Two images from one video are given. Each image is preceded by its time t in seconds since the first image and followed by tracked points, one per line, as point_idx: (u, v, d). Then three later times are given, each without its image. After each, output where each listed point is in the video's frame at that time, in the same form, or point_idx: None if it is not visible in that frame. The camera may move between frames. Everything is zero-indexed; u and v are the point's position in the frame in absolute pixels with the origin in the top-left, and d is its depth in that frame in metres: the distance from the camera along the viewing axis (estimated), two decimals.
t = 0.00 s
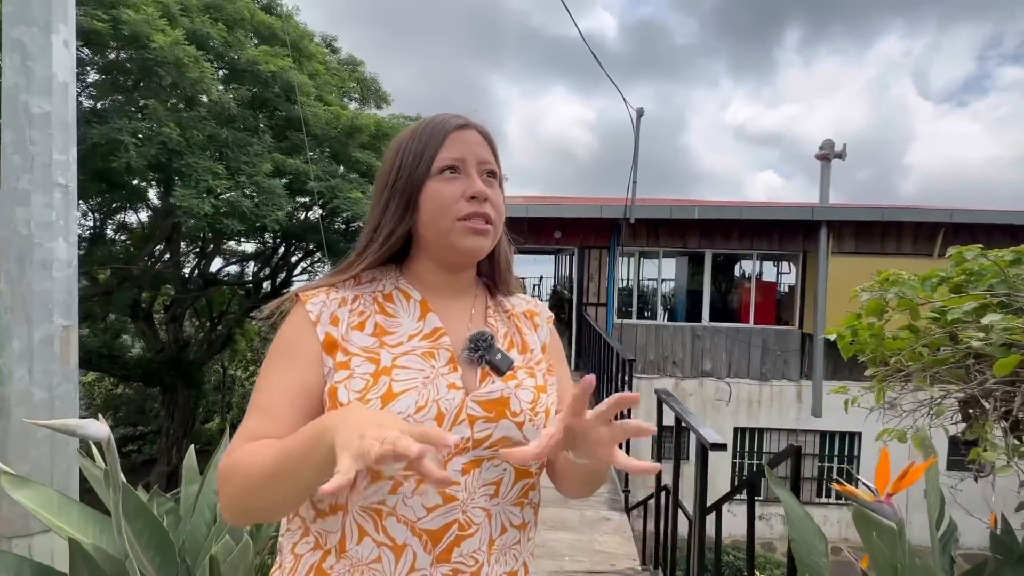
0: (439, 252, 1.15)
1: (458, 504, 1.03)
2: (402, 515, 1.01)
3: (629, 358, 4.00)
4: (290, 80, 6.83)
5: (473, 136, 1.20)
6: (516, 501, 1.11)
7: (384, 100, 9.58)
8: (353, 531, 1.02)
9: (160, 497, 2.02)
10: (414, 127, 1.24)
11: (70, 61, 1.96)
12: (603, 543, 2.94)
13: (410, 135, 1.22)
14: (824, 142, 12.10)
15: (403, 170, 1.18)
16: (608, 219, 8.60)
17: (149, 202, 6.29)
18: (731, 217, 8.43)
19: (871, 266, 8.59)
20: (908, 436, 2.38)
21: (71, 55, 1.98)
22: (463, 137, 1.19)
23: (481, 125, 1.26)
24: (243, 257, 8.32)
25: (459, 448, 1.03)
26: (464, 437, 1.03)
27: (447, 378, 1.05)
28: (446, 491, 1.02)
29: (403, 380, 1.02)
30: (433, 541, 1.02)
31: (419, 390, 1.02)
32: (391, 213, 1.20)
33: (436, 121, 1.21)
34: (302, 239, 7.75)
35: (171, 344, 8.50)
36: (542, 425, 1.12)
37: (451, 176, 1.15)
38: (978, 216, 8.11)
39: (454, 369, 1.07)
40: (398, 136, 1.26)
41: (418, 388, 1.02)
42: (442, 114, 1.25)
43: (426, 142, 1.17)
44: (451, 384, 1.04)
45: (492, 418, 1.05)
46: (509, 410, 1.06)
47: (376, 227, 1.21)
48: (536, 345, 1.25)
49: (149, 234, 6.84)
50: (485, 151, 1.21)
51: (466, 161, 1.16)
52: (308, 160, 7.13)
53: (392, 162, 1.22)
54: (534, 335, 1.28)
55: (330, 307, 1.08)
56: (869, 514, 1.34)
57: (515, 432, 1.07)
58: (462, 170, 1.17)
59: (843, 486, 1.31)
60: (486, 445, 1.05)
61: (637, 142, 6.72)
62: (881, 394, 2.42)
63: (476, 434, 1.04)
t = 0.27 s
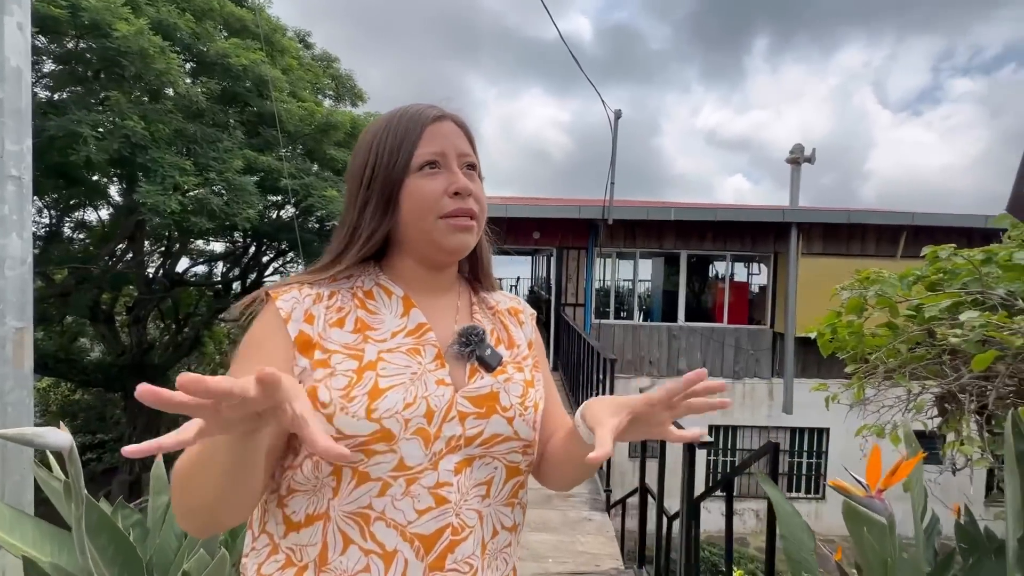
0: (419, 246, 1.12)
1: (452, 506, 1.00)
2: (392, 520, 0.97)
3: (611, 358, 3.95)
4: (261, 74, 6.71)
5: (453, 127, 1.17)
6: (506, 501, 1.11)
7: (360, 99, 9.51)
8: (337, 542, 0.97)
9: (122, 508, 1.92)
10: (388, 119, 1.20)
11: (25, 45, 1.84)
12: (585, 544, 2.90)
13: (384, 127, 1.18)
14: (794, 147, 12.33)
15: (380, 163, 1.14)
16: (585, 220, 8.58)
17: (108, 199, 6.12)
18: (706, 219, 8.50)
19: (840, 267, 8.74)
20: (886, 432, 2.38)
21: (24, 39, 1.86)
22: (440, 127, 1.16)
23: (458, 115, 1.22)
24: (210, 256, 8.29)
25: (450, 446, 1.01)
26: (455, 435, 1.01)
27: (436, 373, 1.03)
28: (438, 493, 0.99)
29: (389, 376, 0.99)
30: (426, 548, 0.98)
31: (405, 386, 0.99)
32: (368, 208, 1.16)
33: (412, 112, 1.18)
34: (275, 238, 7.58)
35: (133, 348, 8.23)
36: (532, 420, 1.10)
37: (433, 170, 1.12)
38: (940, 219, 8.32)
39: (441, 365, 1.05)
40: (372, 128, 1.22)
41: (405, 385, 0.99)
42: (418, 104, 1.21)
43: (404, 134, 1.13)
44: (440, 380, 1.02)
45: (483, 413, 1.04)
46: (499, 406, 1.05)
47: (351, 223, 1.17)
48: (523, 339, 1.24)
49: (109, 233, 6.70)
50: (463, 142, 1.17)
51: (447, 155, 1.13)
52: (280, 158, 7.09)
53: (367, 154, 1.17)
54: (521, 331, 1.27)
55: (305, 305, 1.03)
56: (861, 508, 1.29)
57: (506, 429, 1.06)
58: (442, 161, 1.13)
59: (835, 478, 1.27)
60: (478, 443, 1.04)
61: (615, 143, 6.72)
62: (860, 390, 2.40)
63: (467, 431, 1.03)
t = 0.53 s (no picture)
0: (425, 259, 1.12)
1: (470, 514, 1.04)
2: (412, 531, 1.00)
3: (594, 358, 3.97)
4: (234, 68, 6.79)
5: (446, 131, 1.16)
6: (519, 504, 1.15)
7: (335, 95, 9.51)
8: (354, 557, 0.99)
9: (101, 520, 1.89)
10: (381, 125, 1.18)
11: None
12: (571, 544, 2.91)
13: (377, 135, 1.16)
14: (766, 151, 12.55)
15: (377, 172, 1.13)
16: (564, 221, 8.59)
17: (70, 196, 5.99)
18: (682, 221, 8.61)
19: (810, 269, 8.91)
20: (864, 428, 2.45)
21: None
22: (436, 132, 1.15)
23: (452, 118, 1.22)
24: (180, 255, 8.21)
25: (465, 454, 1.04)
26: (469, 443, 1.05)
27: (447, 383, 1.05)
28: (456, 501, 1.03)
29: (402, 388, 1.01)
30: (447, 554, 1.03)
31: (418, 396, 1.01)
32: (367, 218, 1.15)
33: (403, 118, 1.17)
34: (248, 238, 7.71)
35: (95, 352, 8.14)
36: (541, 423, 1.15)
37: (429, 177, 1.12)
38: (904, 223, 8.54)
39: (451, 374, 1.07)
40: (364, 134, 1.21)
41: (417, 396, 1.01)
42: (409, 109, 1.20)
43: (398, 140, 1.12)
44: (451, 390, 1.04)
45: (495, 420, 1.07)
46: (510, 412, 1.09)
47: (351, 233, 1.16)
48: (525, 342, 1.27)
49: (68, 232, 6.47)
50: (459, 147, 1.17)
51: (440, 160, 1.13)
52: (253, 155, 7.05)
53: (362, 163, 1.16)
54: (522, 332, 1.30)
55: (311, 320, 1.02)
56: (849, 502, 1.33)
57: (517, 434, 1.10)
58: (434, 168, 1.13)
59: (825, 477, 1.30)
60: (490, 449, 1.07)
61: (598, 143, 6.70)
62: (838, 389, 2.46)
63: (480, 438, 1.06)
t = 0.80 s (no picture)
0: (456, 265, 1.14)
1: (488, 525, 1.05)
2: (432, 540, 1.02)
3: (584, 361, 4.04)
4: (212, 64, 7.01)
5: (489, 135, 1.17)
6: (545, 519, 1.15)
7: (315, 93, 9.57)
8: (377, 557, 1.01)
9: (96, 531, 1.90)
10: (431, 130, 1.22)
11: None
12: (561, 541, 2.97)
13: (426, 140, 1.20)
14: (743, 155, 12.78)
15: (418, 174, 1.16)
16: (547, 223, 8.63)
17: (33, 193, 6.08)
18: (661, 223, 8.73)
19: (782, 270, 9.09)
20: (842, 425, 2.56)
21: None
22: (480, 138, 1.15)
23: (502, 119, 1.21)
24: (148, 255, 8.31)
25: (489, 469, 1.05)
26: (493, 458, 1.05)
27: (475, 396, 1.07)
28: (473, 513, 1.04)
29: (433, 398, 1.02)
30: (460, 563, 1.03)
31: (448, 408, 1.02)
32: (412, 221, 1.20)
33: (450, 121, 1.19)
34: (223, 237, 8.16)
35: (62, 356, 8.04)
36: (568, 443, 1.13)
37: (462, 181, 1.12)
38: (872, 227, 8.75)
39: (481, 387, 1.10)
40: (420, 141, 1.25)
41: (446, 407, 1.02)
42: (461, 113, 1.21)
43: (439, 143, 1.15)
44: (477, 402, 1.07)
45: (519, 436, 1.08)
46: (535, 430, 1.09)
47: (394, 234, 1.21)
48: (564, 355, 1.26)
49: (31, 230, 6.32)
50: (504, 153, 1.16)
51: (474, 162, 1.13)
52: (227, 154, 7.28)
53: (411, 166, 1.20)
54: (564, 342, 1.30)
55: (355, 318, 1.07)
56: (834, 498, 1.41)
57: (543, 453, 1.10)
58: (470, 173, 1.13)
59: (815, 471, 1.38)
60: (516, 466, 1.08)
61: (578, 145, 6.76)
62: (819, 386, 2.56)
63: (505, 454, 1.07)
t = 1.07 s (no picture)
0: (529, 284, 1.03)
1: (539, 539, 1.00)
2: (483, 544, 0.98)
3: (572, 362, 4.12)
4: (188, 61, 6.95)
5: (573, 149, 1.05)
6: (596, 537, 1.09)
7: (295, 92, 9.53)
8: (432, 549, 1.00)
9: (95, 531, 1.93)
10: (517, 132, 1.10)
11: None
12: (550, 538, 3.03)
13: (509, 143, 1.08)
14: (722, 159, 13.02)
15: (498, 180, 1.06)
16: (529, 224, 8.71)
17: None
18: (640, 224, 8.86)
19: (758, 271, 9.27)
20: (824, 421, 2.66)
21: None
22: (563, 147, 1.04)
23: (587, 129, 1.08)
24: (121, 257, 8.23)
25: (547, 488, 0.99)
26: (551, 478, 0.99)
27: (539, 415, 0.98)
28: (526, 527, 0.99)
29: (496, 416, 0.94)
30: (509, 566, 1.01)
31: (510, 426, 0.94)
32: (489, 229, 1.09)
33: (537, 127, 1.07)
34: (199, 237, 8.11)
35: (29, 360, 8.36)
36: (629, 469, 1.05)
37: (540, 200, 1.02)
38: (844, 229, 8.96)
39: (544, 405, 0.99)
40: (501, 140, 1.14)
41: (509, 426, 0.94)
42: (548, 120, 1.08)
43: (521, 151, 1.04)
44: (541, 421, 0.97)
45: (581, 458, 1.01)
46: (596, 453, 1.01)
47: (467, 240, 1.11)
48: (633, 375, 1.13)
49: None
50: (586, 167, 1.05)
51: (557, 178, 1.02)
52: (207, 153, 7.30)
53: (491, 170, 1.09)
54: (633, 363, 1.16)
55: (429, 327, 0.98)
56: (821, 491, 1.50)
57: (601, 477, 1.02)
58: (547, 187, 1.03)
59: (805, 465, 1.44)
60: (577, 491, 1.01)
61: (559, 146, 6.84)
62: (800, 384, 2.66)
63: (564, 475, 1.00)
